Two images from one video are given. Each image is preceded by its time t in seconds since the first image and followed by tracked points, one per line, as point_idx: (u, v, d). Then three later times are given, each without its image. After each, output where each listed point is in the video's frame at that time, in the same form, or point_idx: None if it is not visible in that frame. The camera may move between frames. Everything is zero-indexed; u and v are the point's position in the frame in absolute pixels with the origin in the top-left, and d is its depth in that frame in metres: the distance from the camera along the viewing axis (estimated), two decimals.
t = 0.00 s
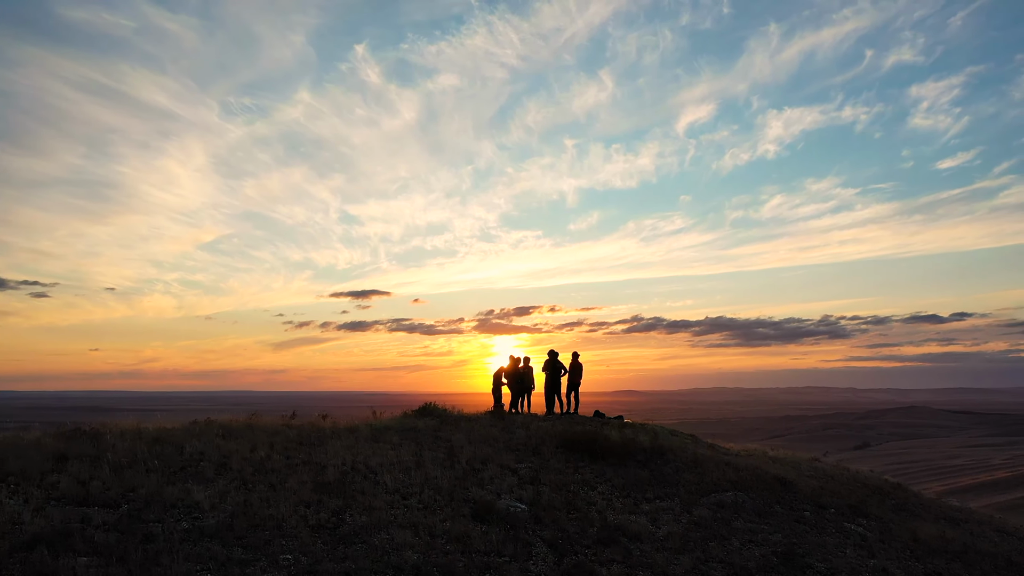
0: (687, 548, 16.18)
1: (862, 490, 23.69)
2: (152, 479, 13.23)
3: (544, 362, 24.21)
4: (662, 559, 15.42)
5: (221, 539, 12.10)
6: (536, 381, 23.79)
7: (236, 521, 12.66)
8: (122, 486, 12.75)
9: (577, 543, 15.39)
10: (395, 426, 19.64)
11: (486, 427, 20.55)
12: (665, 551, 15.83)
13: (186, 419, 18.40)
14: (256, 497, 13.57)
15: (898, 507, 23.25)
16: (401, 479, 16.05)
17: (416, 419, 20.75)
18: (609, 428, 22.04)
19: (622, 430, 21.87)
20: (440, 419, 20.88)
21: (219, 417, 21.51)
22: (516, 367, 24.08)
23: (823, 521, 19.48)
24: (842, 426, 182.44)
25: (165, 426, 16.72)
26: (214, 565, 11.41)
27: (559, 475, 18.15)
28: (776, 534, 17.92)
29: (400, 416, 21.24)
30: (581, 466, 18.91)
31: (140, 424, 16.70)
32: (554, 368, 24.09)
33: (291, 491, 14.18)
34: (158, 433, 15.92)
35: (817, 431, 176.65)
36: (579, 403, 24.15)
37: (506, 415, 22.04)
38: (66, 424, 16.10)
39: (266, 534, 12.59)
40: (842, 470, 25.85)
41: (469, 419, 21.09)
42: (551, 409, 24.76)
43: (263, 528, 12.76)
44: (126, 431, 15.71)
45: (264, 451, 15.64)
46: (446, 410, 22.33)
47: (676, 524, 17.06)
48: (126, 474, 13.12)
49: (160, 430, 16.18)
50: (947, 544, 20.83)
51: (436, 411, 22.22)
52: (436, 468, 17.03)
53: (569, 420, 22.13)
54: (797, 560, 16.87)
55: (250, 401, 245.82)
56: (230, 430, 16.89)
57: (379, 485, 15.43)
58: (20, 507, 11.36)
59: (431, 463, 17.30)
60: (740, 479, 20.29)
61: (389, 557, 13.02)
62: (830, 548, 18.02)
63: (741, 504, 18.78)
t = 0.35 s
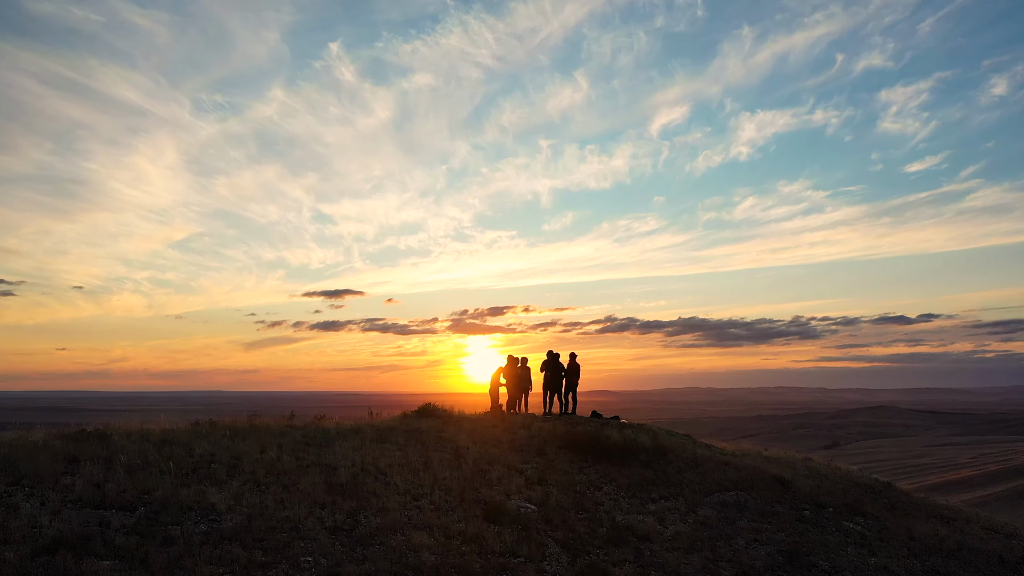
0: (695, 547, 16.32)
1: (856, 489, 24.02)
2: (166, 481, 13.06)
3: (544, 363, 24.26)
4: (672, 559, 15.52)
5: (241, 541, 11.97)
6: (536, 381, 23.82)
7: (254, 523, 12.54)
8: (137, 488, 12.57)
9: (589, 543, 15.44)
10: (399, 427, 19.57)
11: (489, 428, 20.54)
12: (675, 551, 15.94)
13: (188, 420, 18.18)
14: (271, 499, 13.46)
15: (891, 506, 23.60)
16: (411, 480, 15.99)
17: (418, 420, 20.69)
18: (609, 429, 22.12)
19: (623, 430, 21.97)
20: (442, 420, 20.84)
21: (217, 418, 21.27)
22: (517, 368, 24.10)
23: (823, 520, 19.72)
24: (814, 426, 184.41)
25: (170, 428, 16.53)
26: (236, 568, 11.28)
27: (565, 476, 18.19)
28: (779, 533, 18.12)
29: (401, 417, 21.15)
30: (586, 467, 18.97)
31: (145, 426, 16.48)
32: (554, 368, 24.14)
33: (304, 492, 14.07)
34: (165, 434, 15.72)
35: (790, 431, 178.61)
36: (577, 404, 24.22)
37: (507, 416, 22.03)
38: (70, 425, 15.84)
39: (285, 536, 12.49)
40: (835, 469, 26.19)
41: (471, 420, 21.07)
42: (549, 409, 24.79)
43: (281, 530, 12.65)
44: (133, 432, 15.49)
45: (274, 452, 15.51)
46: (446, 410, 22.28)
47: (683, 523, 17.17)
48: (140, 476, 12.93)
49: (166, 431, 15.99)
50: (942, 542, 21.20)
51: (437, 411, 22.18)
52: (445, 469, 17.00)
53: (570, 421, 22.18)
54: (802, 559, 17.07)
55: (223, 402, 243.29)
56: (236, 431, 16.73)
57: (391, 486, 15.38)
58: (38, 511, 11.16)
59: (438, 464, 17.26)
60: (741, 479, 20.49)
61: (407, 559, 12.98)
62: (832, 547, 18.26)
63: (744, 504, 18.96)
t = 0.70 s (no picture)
0: (704, 546, 16.43)
1: (851, 487, 24.30)
2: (181, 482, 12.89)
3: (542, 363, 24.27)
4: (683, 558, 15.62)
5: (262, 543, 11.85)
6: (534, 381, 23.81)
7: (272, 524, 12.42)
8: (153, 490, 12.39)
9: (600, 543, 15.48)
10: (403, 427, 19.48)
11: (491, 429, 20.51)
12: (685, 550, 16.04)
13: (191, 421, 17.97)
14: (287, 501, 13.33)
15: (885, 504, 23.92)
16: (422, 480, 15.93)
17: (420, 420, 20.61)
18: (609, 429, 22.19)
19: (624, 430, 22.05)
20: (444, 420, 20.77)
21: (216, 419, 21.04)
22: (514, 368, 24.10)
23: (822, 518, 19.94)
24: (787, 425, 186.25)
25: (177, 428, 16.33)
26: (259, 571, 11.16)
27: (572, 476, 18.21)
28: (782, 532, 18.30)
29: (403, 417, 21.06)
30: (591, 467, 19.01)
31: (150, 427, 16.26)
32: (552, 368, 24.14)
33: (319, 493, 13.96)
34: (173, 435, 15.52)
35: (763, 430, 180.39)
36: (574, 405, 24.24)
37: (508, 416, 22.01)
38: (75, 426, 15.60)
39: (304, 537, 12.38)
40: (828, 468, 26.49)
41: (474, 421, 21.05)
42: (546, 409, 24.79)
43: (299, 531, 12.53)
44: (141, 433, 15.28)
45: (284, 453, 15.38)
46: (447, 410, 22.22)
47: (690, 523, 17.27)
48: (155, 478, 12.75)
49: (173, 432, 15.78)
50: (936, 540, 21.53)
51: (438, 411, 22.11)
52: (453, 470, 16.95)
53: (570, 421, 22.21)
54: (806, 557, 17.26)
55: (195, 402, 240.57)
56: (243, 432, 16.55)
57: (403, 487, 15.31)
58: (57, 514, 10.96)
59: (447, 464, 17.21)
60: (742, 479, 20.65)
61: (426, 560, 12.92)
62: (833, 545, 18.48)
63: (747, 503, 19.12)
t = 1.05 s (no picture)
0: (712, 546, 16.55)
1: (845, 486, 24.58)
2: (198, 483, 12.75)
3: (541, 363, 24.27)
4: (693, 557, 15.72)
5: (284, 544, 11.74)
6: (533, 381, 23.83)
7: (292, 525, 12.32)
8: (171, 491, 12.23)
9: (612, 543, 15.54)
10: (407, 427, 19.39)
11: (494, 429, 20.49)
12: (694, 549, 16.14)
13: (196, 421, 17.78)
14: (304, 501, 13.23)
15: (878, 503, 24.22)
16: (433, 480, 15.89)
17: (423, 420, 20.53)
18: (610, 429, 22.26)
19: (624, 431, 22.14)
20: (446, 420, 20.71)
21: (216, 419, 20.83)
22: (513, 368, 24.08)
23: (822, 517, 20.16)
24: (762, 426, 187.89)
25: (184, 429, 16.13)
26: (285, 571, 11.06)
27: (578, 475, 18.25)
28: (786, 530, 18.48)
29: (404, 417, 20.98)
30: (596, 466, 19.07)
31: (157, 427, 16.04)
32: (550, 369, 24.16)
33: (334, 494, 13.87)
34: (182, 435, 15.34)
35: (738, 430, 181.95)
36: (572, 405, 24.28)
37: (509, 416, 21.99)
38: (82, 426, 15.38)
39: (325, 539, 12.30)
40: (821, 467, 26.77)
41: (476, 421, 21.04)
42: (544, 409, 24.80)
43: (319, 532, 12.44)
44: (149, 434, 15.08)
45: (296, 453, 15.26)
46: (447, 411, 22.14)
47: (697, 522, 17.39)
48: (172, 479, 12.61)
49: (181, 432, 15.59)
50: (931, 539, 21.85)
51: (438, 411, 22.02)
52: (462, 470, 16.92)
53: (571, 422, 22.25)
54: (811, 555, 17.44)
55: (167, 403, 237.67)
56: (252, 433, 16.39)
57: (415, 487, 15.26)
58: (78, 516, 10.79)
59: (455, 464, 17.17)
60: (743, 478, 20.83)
61: (446, 560, 12.89)
62: (835, 542, 18.69)
63: (749, 502, 19.28)
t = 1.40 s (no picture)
0: (720, 544, 16.69)
1: (838, 484, 24.90)
2: (217, 484, 12.60)
3: (539, 363, 24.31)
4: (703, 556, 15.85)
5: (309, 545, 11.64)
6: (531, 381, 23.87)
7: (315, 527, 12.22)
8: (192, 492, 12.08)
9: (624, 542, 15.61)
10: (411, 427, 19.30)
11: (498, 430, 20.48)
12: (704, 548, 16.27)
13: (201, 422, 17.58)
14: (324, 502, 13.14)
15: (871, 501, 24.59)
16: (445, 481, 15.85)
17: (426, 420, 20.45)
18: (610, 429, 22.36)
19: (624, 431, 22.24)
20: (449, 420, 20.66)
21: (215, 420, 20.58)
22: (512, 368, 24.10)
23: (821, 515, 20.42)
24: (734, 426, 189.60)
25: (191, 429, 15.92)
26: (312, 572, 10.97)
27: (585, 475, 18.31)
28: (789, 528, 18.69)
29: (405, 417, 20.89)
30: (601, 467, 19.15)
31: (164, 428, 15.82)
32: (548, 369, 24.22)
33: (351, 494, 13.78)
34: (191, 435, 15.14)
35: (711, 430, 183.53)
36: (570, 405, 24.35)
37: (510, 417, 22.00)
38: (89, 427, 15.15)
39: (348, 539, 12.21)
40: (812, 466, 27.13)
41: (479, 421, 21.02)
42: (541, 409, 24.85)
43: (341, 533, 12.35)
44: (159, 434, 14.88)
45: (308, 454, 15.14)
46: (448, 411, 22.09)
47: (704, 521, 17.53)
48: (191, 481, 12.44)
49: (190, 433, 15.39)
50: (924, 537, 22.23)
51: (439, 411, 21.97)
52: (472, 471, 16.89)
53: (571, 423, 22.31)
54: (815, 553, 17.66)
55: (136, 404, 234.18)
56: (260, 433, 16.23)
57: (428, 487, 15.21)
58: (103, 518, 10.60)
59: (464, 465, 17.14)
60: (743, 478, 21.03)
61: (467, 560, 12.87)
62: (836, 540, 18.94)
63: (752, 502, 19.47)
